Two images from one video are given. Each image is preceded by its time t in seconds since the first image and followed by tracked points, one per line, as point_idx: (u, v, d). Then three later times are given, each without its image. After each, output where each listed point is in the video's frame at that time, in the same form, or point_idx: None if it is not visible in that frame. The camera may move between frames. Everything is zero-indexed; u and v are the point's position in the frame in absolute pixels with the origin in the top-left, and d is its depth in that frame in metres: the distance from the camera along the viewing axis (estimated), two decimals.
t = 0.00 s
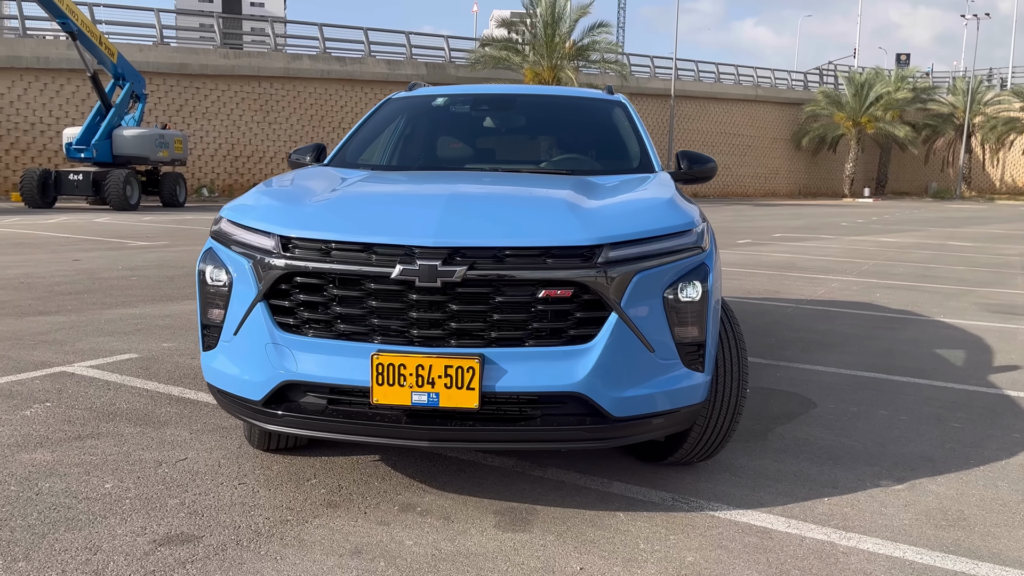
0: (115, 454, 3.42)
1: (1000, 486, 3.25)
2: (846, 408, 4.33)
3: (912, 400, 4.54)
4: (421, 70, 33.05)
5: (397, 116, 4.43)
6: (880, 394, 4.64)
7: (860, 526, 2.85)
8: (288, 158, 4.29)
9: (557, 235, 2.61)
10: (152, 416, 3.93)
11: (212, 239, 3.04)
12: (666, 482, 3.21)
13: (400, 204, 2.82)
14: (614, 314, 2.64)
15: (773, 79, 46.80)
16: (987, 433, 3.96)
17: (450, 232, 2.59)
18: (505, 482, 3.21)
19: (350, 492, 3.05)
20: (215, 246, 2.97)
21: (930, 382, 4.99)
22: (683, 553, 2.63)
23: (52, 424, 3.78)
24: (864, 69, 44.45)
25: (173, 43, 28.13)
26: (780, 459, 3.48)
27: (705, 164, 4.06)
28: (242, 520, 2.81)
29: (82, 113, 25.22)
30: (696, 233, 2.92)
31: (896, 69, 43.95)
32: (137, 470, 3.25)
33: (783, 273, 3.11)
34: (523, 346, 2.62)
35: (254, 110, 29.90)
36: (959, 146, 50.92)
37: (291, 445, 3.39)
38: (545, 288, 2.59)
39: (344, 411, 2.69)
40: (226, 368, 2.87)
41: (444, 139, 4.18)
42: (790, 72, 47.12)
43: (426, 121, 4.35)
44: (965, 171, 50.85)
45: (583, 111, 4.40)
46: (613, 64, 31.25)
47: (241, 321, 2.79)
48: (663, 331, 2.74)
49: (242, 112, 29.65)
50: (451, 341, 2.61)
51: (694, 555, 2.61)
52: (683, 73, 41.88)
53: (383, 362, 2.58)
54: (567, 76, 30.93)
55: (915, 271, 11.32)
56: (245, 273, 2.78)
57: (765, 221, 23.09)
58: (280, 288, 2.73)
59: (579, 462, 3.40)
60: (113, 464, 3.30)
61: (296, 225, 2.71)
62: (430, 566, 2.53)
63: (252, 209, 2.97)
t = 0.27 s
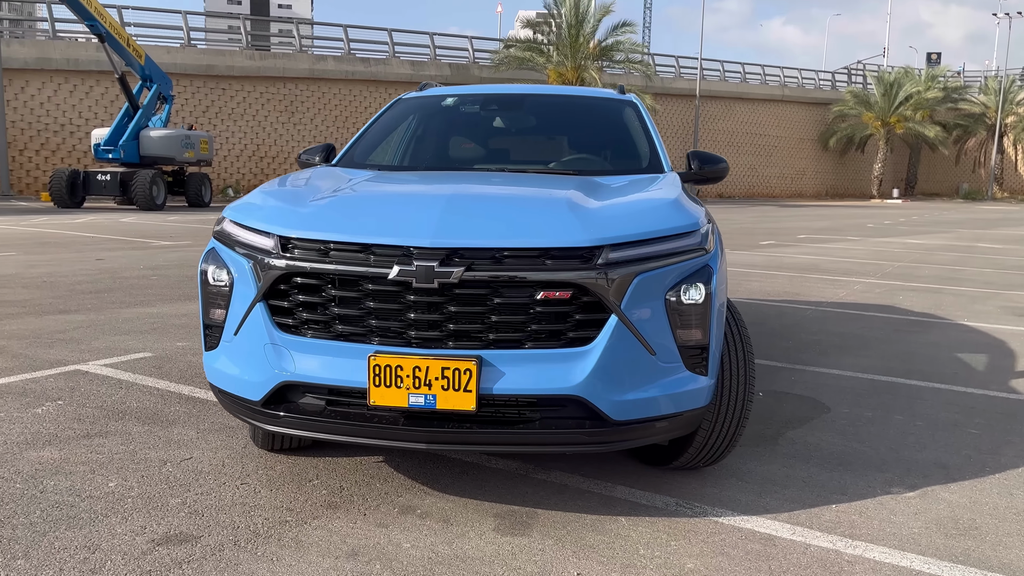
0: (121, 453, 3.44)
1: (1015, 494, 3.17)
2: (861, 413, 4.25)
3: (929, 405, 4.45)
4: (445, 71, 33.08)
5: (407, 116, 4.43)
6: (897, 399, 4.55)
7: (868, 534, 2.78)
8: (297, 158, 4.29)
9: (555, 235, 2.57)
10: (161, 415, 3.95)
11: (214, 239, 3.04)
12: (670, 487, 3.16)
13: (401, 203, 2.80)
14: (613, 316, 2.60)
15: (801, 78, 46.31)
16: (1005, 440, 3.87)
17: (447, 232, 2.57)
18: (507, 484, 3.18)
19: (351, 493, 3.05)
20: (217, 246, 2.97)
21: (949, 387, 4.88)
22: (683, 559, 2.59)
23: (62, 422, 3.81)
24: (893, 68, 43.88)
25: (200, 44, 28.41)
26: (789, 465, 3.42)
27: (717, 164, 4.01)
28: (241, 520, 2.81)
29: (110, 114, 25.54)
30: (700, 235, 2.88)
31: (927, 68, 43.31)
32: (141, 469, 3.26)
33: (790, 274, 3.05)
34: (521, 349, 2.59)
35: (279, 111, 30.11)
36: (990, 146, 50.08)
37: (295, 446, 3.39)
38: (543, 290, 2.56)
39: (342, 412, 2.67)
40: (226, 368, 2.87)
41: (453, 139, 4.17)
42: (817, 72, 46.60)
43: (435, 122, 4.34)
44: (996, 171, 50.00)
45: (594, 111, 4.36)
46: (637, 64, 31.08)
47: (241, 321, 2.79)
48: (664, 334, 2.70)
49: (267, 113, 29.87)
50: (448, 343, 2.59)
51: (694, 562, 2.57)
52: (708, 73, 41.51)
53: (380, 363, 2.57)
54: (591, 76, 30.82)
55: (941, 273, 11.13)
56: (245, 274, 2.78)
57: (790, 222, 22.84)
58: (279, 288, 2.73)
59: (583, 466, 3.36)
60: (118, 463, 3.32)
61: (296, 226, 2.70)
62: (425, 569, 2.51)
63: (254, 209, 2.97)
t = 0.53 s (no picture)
0: (128, 452, 3.45)
1: None
2: (876, 418, 4.17)
3: (947, 411, 4.35)
4: (468, 72, 33.08)
5: (416, 117, 4.42)
6: (914, 404, 4.46)
7: (875, 543, 2.72)
8: (307, 159, 4.28)
9: (555, 237, 2.54)
10: (170, 415, 3.97)
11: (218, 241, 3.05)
12: (676, 492, 3.12)
13: (402, 204, 2.79)
14: (614, 319, 2.56)
15: (827, 78, 45.78)
16: None
17: (446, 233, 2.55)
18: (510, 488, 3.16)
19: (353, 495, 3.04)
20: (220, 247, 2.97)
21: (970, 392, 4.78)
22: (684, 567, 2.54)
23: (72, 421, 3.84)
24: (922, 67, 43.34)
25: (226, 46, 28.67)
26: (799, 471, 3.36)
27: (729, 165, 3.95)
28: (240, 521, 2.81)
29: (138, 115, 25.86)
30: (705, 236, 2.83)
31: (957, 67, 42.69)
32: (146, 468, 3.28)
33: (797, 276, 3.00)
34: (520, 351, 2.56)
35: (303, 112, 30.29)
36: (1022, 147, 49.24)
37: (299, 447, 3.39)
38: (542, 292, 2.54)
39: (340, 414, 2.66)
40: (227, 368, 2.86)
41: (462, 140, 4.15)
42: (844, 71, 46.05)
43: (444, 123, 4.33)
44: None
45: (605, 111, 4.33)
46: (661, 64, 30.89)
47: (242, 322, 2.79)
48: (666, 337, 2.65)
49: (291, 114, 30.06)
50: (447, 345, 2.57)
51: (694, 569, 2.53)
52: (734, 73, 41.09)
53: (378, 365, 2.55)
54: (614, 76, 30.68)
55: (967, 275, 10.94)
56: (246, 275, 2.78)
57: (815, 223, 22.57)
58: (279, 289, 2.73)
59: (588, 469, 3.33)
60: (124, 462, 3.33)
61: (296, 227, 2.70)
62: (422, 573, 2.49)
63: (256, 211, 2.96)
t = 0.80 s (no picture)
0: (132, 451, 3.48)
1: None
2: (886, 424, 4.10)
3: (960, 416, 4.27)
4: (490, 72, 33.08)
5: (423, 118, 4.42)
6: (927, 409, 4.38)
7: (876, 552, 2.67)
8: (314, 161, 4.30)
9: (549, 240, 2.52)
10: (176, 415, 3.99)
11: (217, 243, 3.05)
12: (676, 497, 3.08)
13: (398, 206, 2.78)
14: (608, 322, 2.54)
15: (854, 78, 45.25)
16: None
17: (439, 235, 2.53)
18: (509, 491, 3.14)
19: (350, 497, 3.03)
20: (219, 248, 2.98)
21: (985, 398, 4.69)
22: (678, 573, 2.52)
23: (79, 420, 3.87)
24: (951, 66, 42.81)
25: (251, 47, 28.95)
26: (803, 477, 3.31)
27: (737, 167, 3.91)
28: (236, 522, 2.81)
29: (163, 116, 26.15)
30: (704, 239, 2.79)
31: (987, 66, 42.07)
32: (148, 467, 3.30)
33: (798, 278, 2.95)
34: (514, 354, 2.55)
35: (326, 113, 30.47)
36: None
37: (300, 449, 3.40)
38: (536, 295, 2.52)
39: (334, 416, 2.65)
40: (225, 370, 2.87)
41: (468, 141, 4.14)
42: (871, 70, 45.51)
43: (451, 124, 4.33)
44: None
45: (612, 112, 4.30)
46: (684, 65, 30.71)
47: (238, 323, 2.80)
48: (662, 342, 2.62)
49: (314, 114, 30.25)
50: (440, 348, 2.56)
51: None
52: (758, 73, 40.71)
53: (371, 367, 2.55)
54: (637, 76, 30.53)
55: (991, 278, 10.77)
56: (243, 277, 2.79)
57: (839, 225, 22.34)
58: (274, 291, 2.73)
59: (588, 474, 3.31)
60: (127, 462, 3.36)
61: (292, 228, 2.70)
62: None
63: (254, 213, 2.97)
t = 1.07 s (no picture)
0: (133, 449, 3.53)
1: None
2: (889, 428, 4.06)
3: (965, 421, 4.22)
4: (511, 73, 33.07)
5: (425, 120, 4.44)
6: (932, 413, 4.33)
7: (865, 557, 2.65)
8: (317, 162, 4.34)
9: (534, 242, 2.53)
10: (180, 413, 4.04)
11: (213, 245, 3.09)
12: (668, 500, 3.08)
13: (387, 207, 2.80)
14: (593, 324, 2.54)
15: (879, 78, 44.75)
16: None
17: (425, 237, 2.55)
18: (501, 492, 3.15)
19: (342, 496, 3.05)
20: (214, 249, 3.01)
21: (994, 402, 4.63)
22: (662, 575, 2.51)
23: (84, 418, 3.93)
24: (980, 65, 42.28)
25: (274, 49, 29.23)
26: (798, 481, 3.28)
27: (737, 169, 3.89)
28: (227, 520, 2.85)
29: (186, 118, 26.43)
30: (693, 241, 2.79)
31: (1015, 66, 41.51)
32: (147, 465, 3.34)
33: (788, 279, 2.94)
34: (499, 356, 2.56)
35: (347, 114, 30.65)
36: None
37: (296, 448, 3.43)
38: (520, 297, 2.52)
39: (323, 415, 2.68)
40: (217, 370, 2.91)
41: (469, 143, 4.15)
42: (897, 70, 44.99)
43: (452, 125, 4.34)
44: None
45: (613, 113, 4.30)
46: (706, 65, 30.56)
47: (230, 323, 2.83)
48: (648, 344, 2.62)
49: (335, 116, 30.43)
50: (426, 349, 2.58)
51: None
52: (782, 73, 40.34)
53: (357, 368, 2.57)
54: (658, 77, 30.40)
55: (1012, 280, 10.62)
56: (235, 278, 2.82)
57: (862, 226, 22.12)
58: (265, 292, 2.76)
59: (581, 476, 3.31)
60: (127, 459, 3.41)
61: (282, 229, 2.73)
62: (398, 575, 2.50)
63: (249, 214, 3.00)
